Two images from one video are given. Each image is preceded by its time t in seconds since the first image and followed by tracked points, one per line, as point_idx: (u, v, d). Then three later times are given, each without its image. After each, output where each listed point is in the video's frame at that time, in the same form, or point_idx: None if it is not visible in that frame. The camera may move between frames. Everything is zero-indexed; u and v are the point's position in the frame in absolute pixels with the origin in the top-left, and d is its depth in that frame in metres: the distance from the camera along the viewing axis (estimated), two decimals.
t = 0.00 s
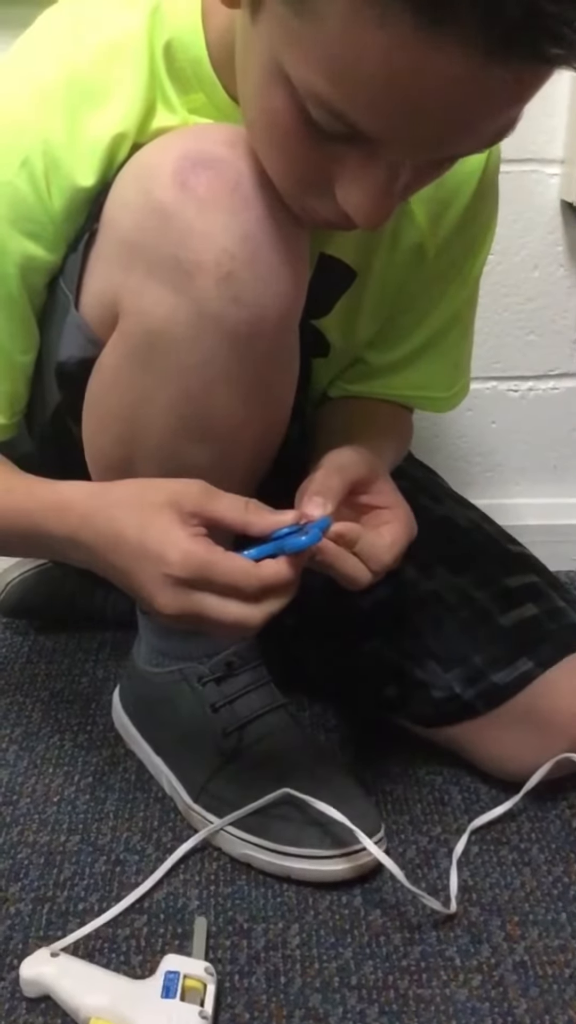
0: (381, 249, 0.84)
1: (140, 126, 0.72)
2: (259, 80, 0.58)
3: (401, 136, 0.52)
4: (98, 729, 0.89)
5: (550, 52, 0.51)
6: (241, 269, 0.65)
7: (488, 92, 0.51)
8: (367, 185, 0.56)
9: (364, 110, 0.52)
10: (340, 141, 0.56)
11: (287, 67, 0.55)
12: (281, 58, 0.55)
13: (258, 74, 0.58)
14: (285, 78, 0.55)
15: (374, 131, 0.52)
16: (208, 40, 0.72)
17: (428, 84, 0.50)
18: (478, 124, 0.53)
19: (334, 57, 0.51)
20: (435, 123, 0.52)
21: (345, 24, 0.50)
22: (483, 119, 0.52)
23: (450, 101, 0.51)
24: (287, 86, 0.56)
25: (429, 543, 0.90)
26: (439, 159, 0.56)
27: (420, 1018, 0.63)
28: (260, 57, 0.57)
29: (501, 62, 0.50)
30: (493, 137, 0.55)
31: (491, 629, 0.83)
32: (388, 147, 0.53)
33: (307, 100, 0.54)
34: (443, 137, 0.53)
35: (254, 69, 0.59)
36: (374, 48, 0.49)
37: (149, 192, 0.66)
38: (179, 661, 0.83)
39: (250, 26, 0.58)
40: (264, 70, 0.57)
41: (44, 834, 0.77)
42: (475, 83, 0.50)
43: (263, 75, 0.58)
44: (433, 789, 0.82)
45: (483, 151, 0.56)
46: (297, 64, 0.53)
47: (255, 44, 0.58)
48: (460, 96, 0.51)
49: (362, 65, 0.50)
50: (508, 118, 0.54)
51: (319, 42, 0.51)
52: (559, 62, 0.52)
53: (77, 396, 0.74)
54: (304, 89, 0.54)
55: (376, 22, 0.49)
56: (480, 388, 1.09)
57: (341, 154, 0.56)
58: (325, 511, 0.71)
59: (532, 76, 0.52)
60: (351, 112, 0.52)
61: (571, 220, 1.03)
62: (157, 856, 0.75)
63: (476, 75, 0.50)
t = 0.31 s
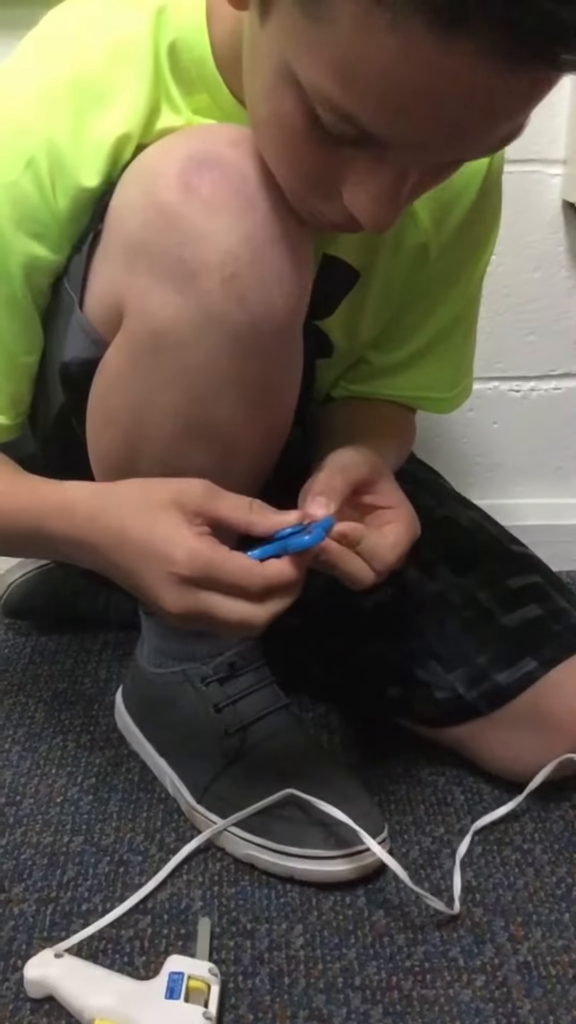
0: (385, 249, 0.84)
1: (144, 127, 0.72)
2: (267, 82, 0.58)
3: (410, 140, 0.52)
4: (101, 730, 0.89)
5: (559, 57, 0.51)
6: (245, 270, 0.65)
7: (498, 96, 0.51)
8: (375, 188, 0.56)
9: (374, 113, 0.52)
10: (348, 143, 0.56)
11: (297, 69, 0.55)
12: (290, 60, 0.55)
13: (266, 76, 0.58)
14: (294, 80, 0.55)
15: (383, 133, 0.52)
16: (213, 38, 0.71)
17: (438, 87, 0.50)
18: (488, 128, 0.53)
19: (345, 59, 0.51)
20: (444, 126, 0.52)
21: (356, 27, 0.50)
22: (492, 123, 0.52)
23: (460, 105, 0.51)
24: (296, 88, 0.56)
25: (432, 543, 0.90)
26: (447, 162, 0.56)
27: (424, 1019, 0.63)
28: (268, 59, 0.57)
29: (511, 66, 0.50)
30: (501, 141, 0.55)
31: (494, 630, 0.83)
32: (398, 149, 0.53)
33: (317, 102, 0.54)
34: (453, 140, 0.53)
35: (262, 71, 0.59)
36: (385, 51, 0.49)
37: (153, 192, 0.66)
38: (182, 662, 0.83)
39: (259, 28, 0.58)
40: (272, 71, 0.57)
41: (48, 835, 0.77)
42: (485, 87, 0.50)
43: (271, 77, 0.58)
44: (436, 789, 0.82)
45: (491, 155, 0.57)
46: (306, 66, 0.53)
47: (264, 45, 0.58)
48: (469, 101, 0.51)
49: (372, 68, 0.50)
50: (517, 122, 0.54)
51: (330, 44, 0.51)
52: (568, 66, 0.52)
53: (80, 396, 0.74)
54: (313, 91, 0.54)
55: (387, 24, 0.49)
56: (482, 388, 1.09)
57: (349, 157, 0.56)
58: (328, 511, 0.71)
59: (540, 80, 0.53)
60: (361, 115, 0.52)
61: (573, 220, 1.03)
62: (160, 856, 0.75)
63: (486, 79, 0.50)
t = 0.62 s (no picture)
0: (391, 248, 0.84)
1: (152, 125, 0.72)
2: (279, 80, 0.58)
3: (422, 140, 0.52)
4: (105, 729, 0.89)
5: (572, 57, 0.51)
6: (253, 269, 0.65)
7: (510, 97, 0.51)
8: (386, 189, 0.56)
9: (386, 112, 0.51)
10: (360, 143, 0.56)
11: (310, 67, 0.55)
12: (303, 59, 0.55)
13: (278, 75, 0.58)
14: (306, 79, 0.55)
15: (395, 133, 0.52)
16: (222, 39, 0.71)
17: (451, 87, 0.50)
18: (499, 129, 0.53)
19: (359, 58, 0.51)
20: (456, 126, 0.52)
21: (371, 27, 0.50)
22: (504, 124, 0.53)
23: (473, 106, 0.51)
24: (308, 87, 0.56)
25: (437, 543, 0.90)
26: (458, 163, 0.56)
27: (429, 1019, 0.63)
28: (280, 58, 0.57)
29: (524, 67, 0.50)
30: (511, 142, 0.55)
31: (500, 629, 0.83)
32: (409, 149, 0.53)
33: (329, 101, 0.54)
34: (464, 142, 0.53)
35: (274, 70, 0.59)
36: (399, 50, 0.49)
37: (160, 191, 0.66)
38: (187, 661, 0.83)
39: (271, 26, 0.58)
40: (284, 70, 0.57)
41: (52, 834, 0.77)
42: (498, 87, 0.50)
43: (283, 76, 0.58)
44: (441, 789, 0.82)
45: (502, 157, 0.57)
46: (319, 65, 0.53)
47: (276, 44, 0.58)
48: (482, 102, 0.51)
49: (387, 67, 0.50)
50: (528, 124, 0.54)
51: (344, 43, 0.51)
52: None
53: (86, 394, 0.74)
54: (326, 90, 0.54)
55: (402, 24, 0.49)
56: (487, 388, 1.09)
57: (360, 156, 0.56)
58: (335, 511, 0.71)
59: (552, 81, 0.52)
60: (373, 114, 0.52)
61: None
62: (165, 856, 0.75)
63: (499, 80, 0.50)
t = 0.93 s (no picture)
0: (397, 249, 0.84)
1: (159, 125, 0.72)
2: (289, 81, 0.58)
3: (433, 141, 0.53)
4: (109, 729, 0.89)
5: None
6: (260, 269, 0.65)
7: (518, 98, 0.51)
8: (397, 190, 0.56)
9: (399, 113, 0.52)
10: (370, 145, 0.56)
11: (321, 69, 0.55)
12: (314, 60, 0.55)
13: (288, 75, 0.58)
14: (317, 81, 0.55)
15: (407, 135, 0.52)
16: (229, 38, 0.71)
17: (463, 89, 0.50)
18: (510, 131, 0.53)
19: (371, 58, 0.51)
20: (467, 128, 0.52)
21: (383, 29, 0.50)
22: (514, 126, 0.53)
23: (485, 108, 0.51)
24: (318, 88, 0.56)
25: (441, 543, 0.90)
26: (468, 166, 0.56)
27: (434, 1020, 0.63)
28: (291, 58, 0.57)
29: (535, 68, 0.50)
30: (522, 145, 0.55)
31: (504, 630, 0.83)
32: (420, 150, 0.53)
33: (340, 103, 0.54)
34: (474, 144, 0.53)
35: (284, 70, 0.59)
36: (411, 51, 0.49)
37: (168, 191, 0.66)
38: (190, 661, 0.83)
39: (281, 27, 0.58)
40: (295, 71, 0.57)
41: (56, 834, 0.77)
42: (509, 88, 0.50)
43: (294, 76, 0.58)
44: (445, 790, 0.82)
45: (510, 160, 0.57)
46: (331, 66, 0.53)
47: (287, 45, 0.58)
48: (493, 104, 0.51)
49: (399, 68, 0.50)
50: (538, 128, 0.54)
51: (357, 43, 0.51)
52: None
53: (93, 394, 0.74)
54: (337, 92, 0.54)
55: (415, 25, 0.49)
56: (490, 388, 1.09)
57: (371, 158, 0.56)
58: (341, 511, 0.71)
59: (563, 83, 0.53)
60: (385, 115, 0.52)
61: None
62: (169, 856, 0.75)
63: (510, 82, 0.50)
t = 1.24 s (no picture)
0: (405, 252, 0.84)
1: (170, 126, 0.72)
2: (305, 86, 0.59)
3: (447, 147, 0.53)
4: (114, 731, 0.89)
5: None
6: (270, 272, 0.65)
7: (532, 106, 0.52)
8: (410, 197, 0.56)
9: (414, 119, 0.52)
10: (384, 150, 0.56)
11: (338, 74, 0.55)
12: (332, 65, 0.55)
13: (302, 77, 0.59)
14: (331, 83, 0.56)
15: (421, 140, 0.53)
16: (240, 42, 0.72)
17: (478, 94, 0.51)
18: (523, 137, 0.53)
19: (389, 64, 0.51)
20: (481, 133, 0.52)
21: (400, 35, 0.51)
22: (528, 132, 0.53)
23: (500, 114, 0.51)
24: (335, 92, 0.56)
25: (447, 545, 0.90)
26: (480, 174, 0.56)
27: None
28: (306, 61, 0.58)
29: (550, 74, 0.51)
30: (535, 151, 0.55)
31: (511, 633, 0.83)
32: (434, 157, 0.54)
33: (357, 109, 0.55)
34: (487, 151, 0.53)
35: (299, 75, 0.59)
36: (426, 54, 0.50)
37: (177, 193, 0.67)
38: (196, 662, 0.83)
39: (297, 31, 0.59)
40: (310, 74, 0.58)
41: (62, 836, 0.77)
42: (523, 93, 0.51)
43: (309, 81, 0.58)
44: (450, 794, 0.82)
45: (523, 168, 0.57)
46: (348, 71, 0.54)
47: (302, 50, 0.58)
48: (507, 110, 0.51)
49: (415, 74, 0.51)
50: (551, 136, 0.55)
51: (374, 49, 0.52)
52: None
53: (101, 396, 0.74)
54: (354, 98, 0.54)
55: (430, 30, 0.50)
56: (496, 390, 1.09)
57: (385, 165, 0.57)
58: (349, 511, 0.71)
59: None
60: (400, 120, 0.53)
61: None
62: (174, 859, 0.75)
63: (524, 88, 0.51)
